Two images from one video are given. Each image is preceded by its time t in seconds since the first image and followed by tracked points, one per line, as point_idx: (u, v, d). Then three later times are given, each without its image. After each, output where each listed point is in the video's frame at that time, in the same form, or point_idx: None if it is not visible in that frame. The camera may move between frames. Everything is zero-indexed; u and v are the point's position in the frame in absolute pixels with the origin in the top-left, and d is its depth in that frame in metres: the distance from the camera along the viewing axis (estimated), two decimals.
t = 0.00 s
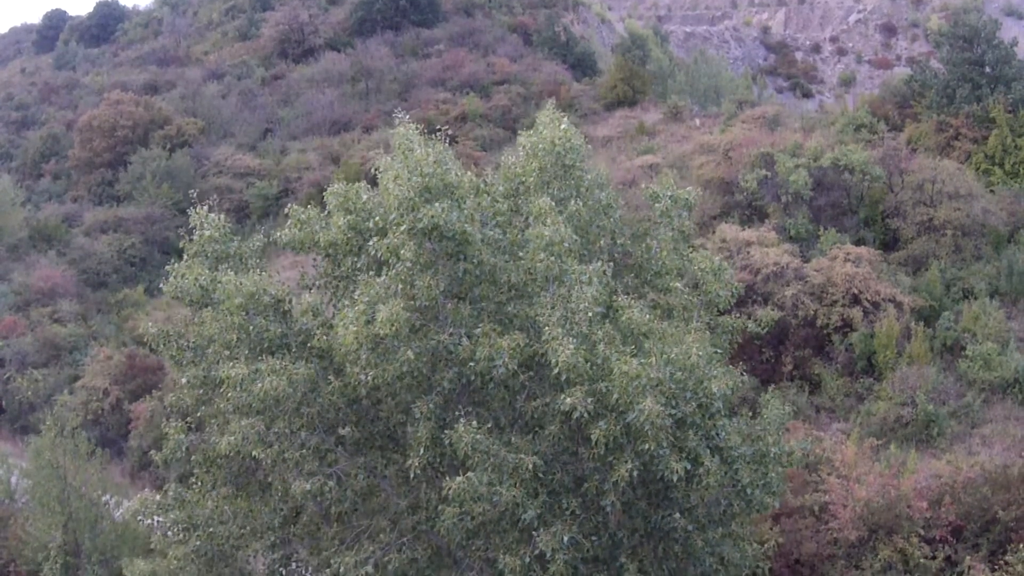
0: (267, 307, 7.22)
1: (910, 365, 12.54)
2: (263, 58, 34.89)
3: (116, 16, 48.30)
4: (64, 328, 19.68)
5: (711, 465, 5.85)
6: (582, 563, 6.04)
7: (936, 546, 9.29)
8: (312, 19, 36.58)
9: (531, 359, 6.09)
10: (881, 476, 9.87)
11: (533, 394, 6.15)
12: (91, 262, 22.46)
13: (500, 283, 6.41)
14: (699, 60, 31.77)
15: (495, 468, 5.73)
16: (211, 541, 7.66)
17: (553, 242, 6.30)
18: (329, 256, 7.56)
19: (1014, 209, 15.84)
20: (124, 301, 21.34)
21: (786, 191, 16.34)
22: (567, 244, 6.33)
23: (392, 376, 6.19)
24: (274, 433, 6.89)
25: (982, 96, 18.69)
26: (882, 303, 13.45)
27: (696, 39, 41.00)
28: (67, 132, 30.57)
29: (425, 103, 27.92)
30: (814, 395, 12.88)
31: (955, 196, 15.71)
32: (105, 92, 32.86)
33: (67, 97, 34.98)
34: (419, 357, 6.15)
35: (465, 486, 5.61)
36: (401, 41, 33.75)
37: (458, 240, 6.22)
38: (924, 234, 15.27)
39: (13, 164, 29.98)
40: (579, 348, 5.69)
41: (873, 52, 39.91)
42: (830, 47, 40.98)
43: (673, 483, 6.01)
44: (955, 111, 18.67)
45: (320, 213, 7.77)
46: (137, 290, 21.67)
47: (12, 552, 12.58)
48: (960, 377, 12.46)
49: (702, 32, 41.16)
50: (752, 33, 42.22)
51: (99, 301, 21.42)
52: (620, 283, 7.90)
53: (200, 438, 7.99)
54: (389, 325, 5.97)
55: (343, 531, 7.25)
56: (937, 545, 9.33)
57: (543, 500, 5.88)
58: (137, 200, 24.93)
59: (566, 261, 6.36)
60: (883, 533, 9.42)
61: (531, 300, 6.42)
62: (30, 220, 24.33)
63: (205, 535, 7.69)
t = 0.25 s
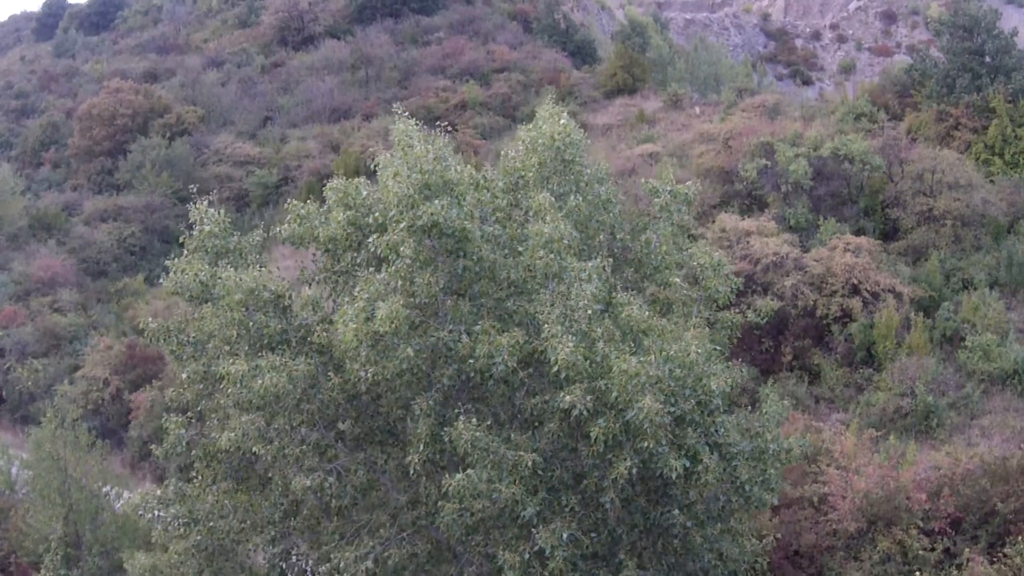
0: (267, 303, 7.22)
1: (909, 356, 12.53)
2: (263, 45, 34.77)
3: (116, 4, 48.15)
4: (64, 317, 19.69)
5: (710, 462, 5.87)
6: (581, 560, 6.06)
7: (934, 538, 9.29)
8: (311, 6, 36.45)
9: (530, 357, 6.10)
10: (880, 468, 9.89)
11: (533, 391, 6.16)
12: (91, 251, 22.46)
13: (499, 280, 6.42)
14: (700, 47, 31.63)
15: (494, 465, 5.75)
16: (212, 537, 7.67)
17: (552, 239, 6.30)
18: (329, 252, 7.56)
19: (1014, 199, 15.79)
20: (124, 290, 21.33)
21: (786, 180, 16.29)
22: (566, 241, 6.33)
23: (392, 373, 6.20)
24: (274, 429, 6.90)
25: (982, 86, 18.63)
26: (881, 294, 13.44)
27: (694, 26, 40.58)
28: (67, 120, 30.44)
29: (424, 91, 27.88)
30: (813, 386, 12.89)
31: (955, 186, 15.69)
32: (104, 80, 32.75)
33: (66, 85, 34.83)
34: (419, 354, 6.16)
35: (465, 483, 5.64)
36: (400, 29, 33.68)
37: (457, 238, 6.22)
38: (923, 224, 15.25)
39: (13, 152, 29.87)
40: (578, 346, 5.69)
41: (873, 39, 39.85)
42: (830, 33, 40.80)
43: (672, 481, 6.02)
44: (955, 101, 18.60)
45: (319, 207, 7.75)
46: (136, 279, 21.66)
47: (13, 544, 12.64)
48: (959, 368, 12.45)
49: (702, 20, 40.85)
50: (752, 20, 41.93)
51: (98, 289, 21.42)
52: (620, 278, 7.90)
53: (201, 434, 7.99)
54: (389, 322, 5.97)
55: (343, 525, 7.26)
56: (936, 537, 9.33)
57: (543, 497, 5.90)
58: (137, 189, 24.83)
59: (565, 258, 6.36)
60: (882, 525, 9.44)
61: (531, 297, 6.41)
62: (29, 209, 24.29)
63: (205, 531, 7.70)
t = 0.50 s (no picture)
0: (267, 300, 7.22)
1: (908, 348, 12.54)
2: (263, 35, 34.66)
3: None
4: (65, 308, 19.71)
5: (708, 461, 5.88)
6: (581, 557, 6.07)
7: (933, 531, 9.31)
8: None
9: (530, 355, 6.10)
10: (880, 461, 9.90)
11: (531, 389, 6.17)
12: (91, 242, 22.50)
13: (498, 277, 6.42)
14: (699, 36, 31.46)
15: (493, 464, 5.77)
16: (213, 533, 7.69)
17: (551, 237, 6.29)
18: (328, 248, 7.55)
19: (1014, 191, 15.74)
20: (124, 280, 21.32)
21: (786, 171, 16.26)
22: (565, 239, 6.33)
23: (391, 371, 6.20)
24: (274, 426, 6.91)
25: (982, 77, 18.60)
26: (881, 286, 13.43)
27: (693, 14, 40.15)
28: (66, 110, 30.31)
29: (424, 80, 27.83)
30: (813, 377, 12.90)
31: (955, 177, 15.67)
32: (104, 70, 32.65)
33: (66, 75, 34.67)
34: (418, 352, 6.16)
35: (464, 482, 5.66)
36: (400, 18, 33.58)
37: (457, 235, 6.23)
38: (923, 216, 15.22)
39: (13, 142, 29.77)
40: (577, 344, 5.70)
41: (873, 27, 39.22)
42: (830, 22, 40.27)
43: (671, 479, 6.04)
44: (955, 92, 18.52)
45: (319, 203, 7.73)
46: (136, 269, 21.68)
47: (15, 537, 12.68)
48: (959, 360, 12.45)
49: (701, 7, 40.44)
50: (752, 8, 41.50)
51: (99, 280, 21.44)
52: (619, 274, 7.90)
53: (200, 430, 8.00)
54: (388, 321, 5.97)
55: (343, 521, 7.28)
56: (934, 530, 9.35)
57: (542, 495, 5.92)
58: (137, 179, 24.70)
59: (564, 256, 6.35)
60: (881, 518, 9.46)
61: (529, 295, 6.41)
62: (29, 200, 24.25)
63: (206, 526, 7.71)
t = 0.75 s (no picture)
0: (267, 294, 7.23)
1: (907, 337, 12.54)
2: (262, 20, 34.51)
3: None
4: (65, 296, 19.71)
5: (707, 456, 5.90)
6: (580, 552, 6.10)
7: (932, 522, 9.35)
8: None
9: (529, 352, 6.11)
10: (879, 451, 9.91)
11: (531, 384, 6.19)
12: (91, 228, 22.51)
13: (498, 273, 6.43)
14: (699, 22, 31.32)
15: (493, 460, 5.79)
16: (214, 526, 7.72)
17: (550, 233, 6.30)
18: (327, 241, 7.54)
19: (1014, 180, 15.69)
20: (124, 268, 21.31)
21: (786, 159, 16.23)
22: (564, 235, 6.33)
23: (391, 366, 6.21)
24: (274, 420, 6.93)
25: (982, 65, 18.52)
26: (880, 275, 13.41)
27: None
28: (66, 96, 30.17)
29: (424, 66, 27.73)
30: (812, 366, 12.91)
31: (955, 167, 15.72)
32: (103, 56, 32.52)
33: (66, 61, 34.53)
34: (418, 347, 6.17)
35: (463, 477, 5.69)
36: (400, 3, 33.43)
37: (456, 231, 6.23)
38: (922, 204, 15.20)
39: (12, 129, 29.69)
40: (577, 341, 5.70)
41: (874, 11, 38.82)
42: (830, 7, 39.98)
43: (670, 474, 6.06)
44: (954, 81, 18.42)
45: (318, 195, 7.71)
46: (136, 256, 21.68)
47: (15, 527, 12.72)
48: (958, 350, 12.46)
49: None
50: None
51: (98, 267, 21.45)
52: (618, 267, 7.91)
53: (200, 422, 8.02)
54: (388, 316, 5.98)
55: (343, 513, 7.31)
56: (932, 521, 9.37)
57: (541, 491, 5.94)
58: (137, 166, 24.67)
59: (564, 252, 6.35)
60: (880, 508, 9.48)
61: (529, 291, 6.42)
62: (28, 187, 24.19)
63: (206, 519, 7.75)
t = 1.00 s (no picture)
0: (268, 289, 7.23)
1: (907, 326, 12.55)
2: (262, 6, 34.37)
3: None
4: (65, 284, 19.71)
5: (706, 451, 5.92)
6: (580, 546, 6.13)
7: (931, 512, 9.38)
8: None
9: (529, 347, 6.12)
10: (879, 441, 9.93)
11: (531, 379, 6.20)
12: (91, 217, 22.54)
13: (498, 267, 6.43)
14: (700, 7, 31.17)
15: (493, 455, 5.81)
16: (214, 519, 7.74)
17: (550, 229, 6.28)
18: (327, 234, 7.53)
19: (1014, 169, 15.63)
20: (124, 255, 21.33)
21: (785, 147, 16.20)
22: (564, 230, 6.31)
23: (392, 361, 6.23)
24: (276, 414, 6.96)
25: (982, 54, 18.41)
26: (880, 264, 13.39)
27: None
28: (66, 84, 30.00)
29: (424, 53, 27.66)
30: (812, 355, 12.93)
31: (955, 155, 15.63)
32: (103, 43, 32.41)
33: (66, 49, 34.34)
34: (418, 343, 6.18)
35: (464, 473, 5.71)
36: None
37: (456, 227, 6.23)
38: (923, 193, 15.17)
39: (12, 117, 29.63)
40: (576, 337, 5.71)
41: None
42: None
43: (670, 469, 6.08)
44: (954, 69, 18.33)
45: (318, 188, 7.70)
46: (136, 244, 21.72)
47: (16, 518, 12.82)
48: (958, 339, 12.46)
49: None
50: None
51: (99, 256, 21.49)
52: (618, 260, 7.92)
53: (201, 416, 8.04)
54: (388, 312, 5.98)
55: (344, 506, 7.34)
56: (931, 511, 9.40)
57: (541, 485, 5.97)
58: (137, 153, 24.65)
59: (564, 247, 6.34)
60: (879, 498, 9.52)
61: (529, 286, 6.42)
62: (28, 175, 24.17)
63: (207, 512, 7.77)
